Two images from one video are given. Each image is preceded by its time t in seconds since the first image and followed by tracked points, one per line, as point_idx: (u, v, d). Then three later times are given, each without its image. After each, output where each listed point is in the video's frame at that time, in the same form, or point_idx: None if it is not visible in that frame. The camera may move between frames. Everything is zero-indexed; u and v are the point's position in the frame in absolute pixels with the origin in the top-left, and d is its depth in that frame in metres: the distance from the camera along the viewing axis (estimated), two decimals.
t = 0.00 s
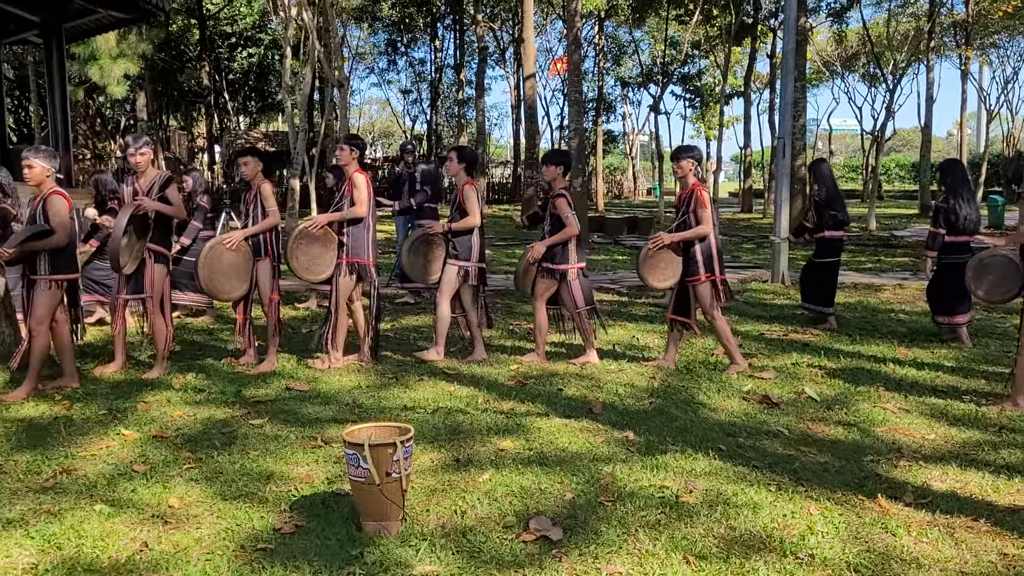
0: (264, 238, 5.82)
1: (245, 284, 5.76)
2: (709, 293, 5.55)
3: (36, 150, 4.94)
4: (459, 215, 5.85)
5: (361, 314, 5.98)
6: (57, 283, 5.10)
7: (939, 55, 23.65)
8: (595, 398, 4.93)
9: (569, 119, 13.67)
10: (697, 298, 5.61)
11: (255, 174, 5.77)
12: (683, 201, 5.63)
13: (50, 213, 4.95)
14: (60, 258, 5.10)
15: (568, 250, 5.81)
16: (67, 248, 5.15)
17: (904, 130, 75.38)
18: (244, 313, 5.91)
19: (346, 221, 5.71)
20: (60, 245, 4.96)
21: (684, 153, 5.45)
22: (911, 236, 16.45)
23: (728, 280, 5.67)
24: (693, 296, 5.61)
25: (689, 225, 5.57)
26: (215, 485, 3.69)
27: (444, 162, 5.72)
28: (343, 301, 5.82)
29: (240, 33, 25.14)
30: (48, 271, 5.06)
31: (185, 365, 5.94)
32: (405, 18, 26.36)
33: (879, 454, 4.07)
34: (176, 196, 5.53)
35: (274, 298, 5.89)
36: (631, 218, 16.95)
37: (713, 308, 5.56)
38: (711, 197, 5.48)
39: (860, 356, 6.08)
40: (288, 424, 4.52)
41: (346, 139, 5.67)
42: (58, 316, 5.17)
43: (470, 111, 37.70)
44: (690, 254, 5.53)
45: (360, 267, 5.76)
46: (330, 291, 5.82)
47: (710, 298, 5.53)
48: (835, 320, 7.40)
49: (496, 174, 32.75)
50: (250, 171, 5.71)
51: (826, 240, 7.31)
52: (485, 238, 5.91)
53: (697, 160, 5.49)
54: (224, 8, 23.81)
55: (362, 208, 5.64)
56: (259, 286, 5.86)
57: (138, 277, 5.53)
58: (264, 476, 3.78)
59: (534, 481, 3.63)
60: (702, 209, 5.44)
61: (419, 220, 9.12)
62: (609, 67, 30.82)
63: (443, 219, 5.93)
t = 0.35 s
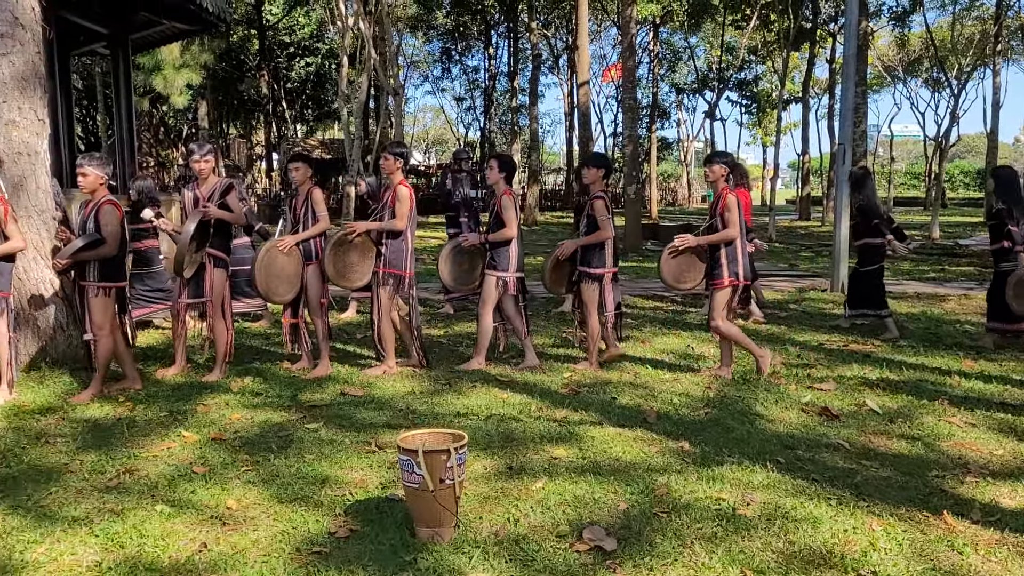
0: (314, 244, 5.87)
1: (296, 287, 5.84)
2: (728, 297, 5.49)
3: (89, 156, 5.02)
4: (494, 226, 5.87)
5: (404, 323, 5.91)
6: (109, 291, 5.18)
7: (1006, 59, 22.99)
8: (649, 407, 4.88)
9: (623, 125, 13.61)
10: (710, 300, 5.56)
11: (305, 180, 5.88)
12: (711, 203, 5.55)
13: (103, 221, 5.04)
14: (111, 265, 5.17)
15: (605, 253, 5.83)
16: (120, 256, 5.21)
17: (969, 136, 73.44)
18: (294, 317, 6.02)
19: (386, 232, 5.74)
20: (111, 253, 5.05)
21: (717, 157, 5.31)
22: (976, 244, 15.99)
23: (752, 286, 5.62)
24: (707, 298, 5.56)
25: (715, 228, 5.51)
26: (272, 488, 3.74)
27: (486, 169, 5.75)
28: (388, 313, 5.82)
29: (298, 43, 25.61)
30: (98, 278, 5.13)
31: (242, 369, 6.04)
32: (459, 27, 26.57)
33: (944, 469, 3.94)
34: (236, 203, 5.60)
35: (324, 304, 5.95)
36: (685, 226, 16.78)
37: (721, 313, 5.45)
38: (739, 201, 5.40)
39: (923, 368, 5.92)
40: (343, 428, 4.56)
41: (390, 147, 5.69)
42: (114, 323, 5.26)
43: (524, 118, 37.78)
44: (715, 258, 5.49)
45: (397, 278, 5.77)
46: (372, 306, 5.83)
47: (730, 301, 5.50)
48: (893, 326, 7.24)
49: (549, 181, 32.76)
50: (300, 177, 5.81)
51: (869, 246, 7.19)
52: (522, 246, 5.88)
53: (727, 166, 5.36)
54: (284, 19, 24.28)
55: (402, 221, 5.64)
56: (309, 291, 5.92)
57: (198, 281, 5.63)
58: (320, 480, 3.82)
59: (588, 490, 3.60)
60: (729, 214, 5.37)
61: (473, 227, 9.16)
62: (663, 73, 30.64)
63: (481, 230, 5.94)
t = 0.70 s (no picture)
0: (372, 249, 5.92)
1: (355, 294, 5.92)
2: (762, 305, 5.45)
3: (153, 168, 5.16)
4: (540, 234, 5.88)
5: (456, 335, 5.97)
6: (170, 300, 5.29)
7: None
8: (711, 419, 4.81)
9: (683, 134, 13.49)
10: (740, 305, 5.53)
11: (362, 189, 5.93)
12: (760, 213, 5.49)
13: (165, 231, 5.15)
14: (172, 275, 5.27)
15: (657, 262, 5.79)
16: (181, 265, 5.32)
17: None
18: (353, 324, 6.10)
19: (439, 244, 5.77)
20: (171, 263, 5.15)
21: (765, 165, 5.35)
22: None
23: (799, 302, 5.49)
24: (738, 303, 5.53)
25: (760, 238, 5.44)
26: (334, 494, 3.78)
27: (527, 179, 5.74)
28: (442, 319, 5.88)
29: (360, 55, 26.02)
30: (158, 287, 5.24)
31: (305, 376, 6.14)
32: (519, 37, 26.69)
33: (1022, 488, 3.79)
34: (300, 213, 5.69)
35: (382, 310, 5.94)
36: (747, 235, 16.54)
37: (744, 319, 5.50)
38: (786, 213, 5.32)
39: (997, 383, 5.72)
40: (403, 436, 4.59)
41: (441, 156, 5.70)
42: (176, 331, 5.37)
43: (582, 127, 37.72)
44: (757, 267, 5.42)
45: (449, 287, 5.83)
46: (426, 313, 6.00)
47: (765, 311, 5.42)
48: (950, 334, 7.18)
49: (608, 190, 32.64)
50: (356, 187, 5.80)
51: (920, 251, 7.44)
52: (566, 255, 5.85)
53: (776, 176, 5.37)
54: (346, 31, 24.72)
55: (455, 232, 5.66)
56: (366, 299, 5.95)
57: (263, 289, 5.73)
58: (380, 488, 3.85)
59: (649, 503, 3.56)
60: (774, 223, 5.31)
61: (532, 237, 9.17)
62: (724, 80, 30.31)
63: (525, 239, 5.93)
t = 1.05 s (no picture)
0: (411, 257, 5.94)
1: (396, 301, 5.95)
2: (786, 319, 5.39)
3: (196, 175, 5.25)
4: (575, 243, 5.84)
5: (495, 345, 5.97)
6: (213, 305, 5.35)
7: None
8: (756, 431, 4.74)
9: (728, 141, 13.36)
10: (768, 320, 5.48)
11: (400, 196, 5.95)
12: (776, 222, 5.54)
13: (210, 237, 5.22)
14: (215, 281, 5.34)
15: (691, 269, 5.82)
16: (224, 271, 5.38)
17: None
18: (396, 330, 6.16)
19: (477, 250, 5.78)
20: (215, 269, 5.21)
21: (784, 174, 5.31)
22: None
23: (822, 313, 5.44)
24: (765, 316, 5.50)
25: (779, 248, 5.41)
26: (375, 500, 3.80)
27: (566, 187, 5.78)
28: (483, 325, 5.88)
29: (404, 63, 26.24)
30: (201, 292, 5.30)
31: (347, 382, 6.19)
32: (562, 44, 26.70)
33: None
34: (339, 220, 5.76)
35: (423, 315, 5.94)
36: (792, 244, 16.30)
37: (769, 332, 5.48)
38: (803, 223, 5.36)
39: None
40: (445, 443, 4.60)
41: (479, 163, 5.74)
42: (220, 336, 5.43)
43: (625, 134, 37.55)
44: (777, 279, 5.38)
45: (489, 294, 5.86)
46: (461, 318, 6.04)
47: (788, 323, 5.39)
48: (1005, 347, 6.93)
49: (650, 198, 32.44)
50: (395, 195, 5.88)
51: (964, 257, 7.20)
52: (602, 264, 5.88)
53: (796, 183, 5.36)
54: (390, 40, 24.94)
55: (492, 238, 5.67)
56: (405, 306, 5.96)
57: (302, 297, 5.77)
58: (421, 495, 3.85)
59: (691, 515, 3.52)
60: (792, 235, 5.35)
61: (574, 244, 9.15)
62: (769, 87, 29.97)
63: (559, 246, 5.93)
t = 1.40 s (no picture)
0: (448, 258, 5.97)
1: (435, 302, 5.98)
2: (809, 324, 5.38)
3: (234, 175, 5.31)
4: (608, 246, 5.83)
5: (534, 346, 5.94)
6: (253, 304, 5.40)
7: None
8: (796, 438, 4.67)
9: (769, 144, 13.20)
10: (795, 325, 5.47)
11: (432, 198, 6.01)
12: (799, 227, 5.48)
13: (251, 236, 5.28)
14: (255, 281, 5.39)
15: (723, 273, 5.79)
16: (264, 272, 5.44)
17: None
18: (432, 332, 6.18)
19: (512, 249, 5.80)
20: (257, 269, 5.28)
21: (806, 177, 5.21)
22: None
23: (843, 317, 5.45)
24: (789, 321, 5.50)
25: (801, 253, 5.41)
26: (412, 501, 3.81)
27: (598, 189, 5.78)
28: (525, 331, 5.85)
29: (443, 65, 26.35)
30: (241, 292, 5.36)
31: (385, 382, 6.22)
32: (601, 46, 26.62)
33: None
34: (359, 218, 5.76)
35: (460, 316, 5.96)
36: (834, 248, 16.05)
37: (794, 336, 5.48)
38: (826, 227, 5.29)
39: None
40: (481, 445, 4.60)
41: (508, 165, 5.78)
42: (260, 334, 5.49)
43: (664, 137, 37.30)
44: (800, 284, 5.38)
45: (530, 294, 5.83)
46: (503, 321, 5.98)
47: (811, 329, 5.37)
48: None
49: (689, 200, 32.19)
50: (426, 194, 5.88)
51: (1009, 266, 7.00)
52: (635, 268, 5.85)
53: (819, 186, 5.24)
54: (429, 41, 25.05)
55: (527, 237, 5.70)
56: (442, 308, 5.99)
57: (332, 297, 5.81)
58: (457, 496, 3.86)
59: (730, 522, 3.47)
60: (814, 239, 5.29)
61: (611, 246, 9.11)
62: (811, 89, 29.58)
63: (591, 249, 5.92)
